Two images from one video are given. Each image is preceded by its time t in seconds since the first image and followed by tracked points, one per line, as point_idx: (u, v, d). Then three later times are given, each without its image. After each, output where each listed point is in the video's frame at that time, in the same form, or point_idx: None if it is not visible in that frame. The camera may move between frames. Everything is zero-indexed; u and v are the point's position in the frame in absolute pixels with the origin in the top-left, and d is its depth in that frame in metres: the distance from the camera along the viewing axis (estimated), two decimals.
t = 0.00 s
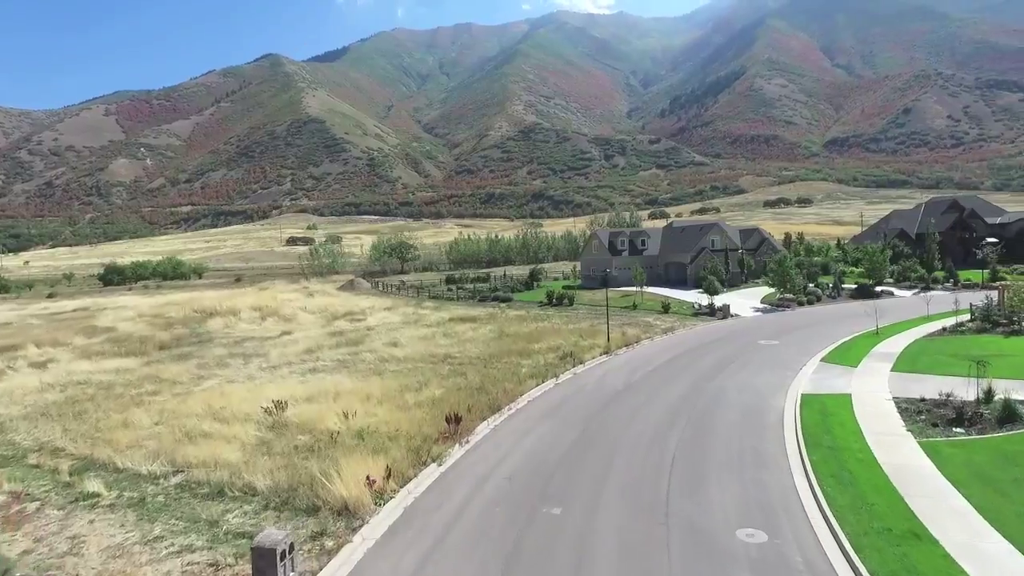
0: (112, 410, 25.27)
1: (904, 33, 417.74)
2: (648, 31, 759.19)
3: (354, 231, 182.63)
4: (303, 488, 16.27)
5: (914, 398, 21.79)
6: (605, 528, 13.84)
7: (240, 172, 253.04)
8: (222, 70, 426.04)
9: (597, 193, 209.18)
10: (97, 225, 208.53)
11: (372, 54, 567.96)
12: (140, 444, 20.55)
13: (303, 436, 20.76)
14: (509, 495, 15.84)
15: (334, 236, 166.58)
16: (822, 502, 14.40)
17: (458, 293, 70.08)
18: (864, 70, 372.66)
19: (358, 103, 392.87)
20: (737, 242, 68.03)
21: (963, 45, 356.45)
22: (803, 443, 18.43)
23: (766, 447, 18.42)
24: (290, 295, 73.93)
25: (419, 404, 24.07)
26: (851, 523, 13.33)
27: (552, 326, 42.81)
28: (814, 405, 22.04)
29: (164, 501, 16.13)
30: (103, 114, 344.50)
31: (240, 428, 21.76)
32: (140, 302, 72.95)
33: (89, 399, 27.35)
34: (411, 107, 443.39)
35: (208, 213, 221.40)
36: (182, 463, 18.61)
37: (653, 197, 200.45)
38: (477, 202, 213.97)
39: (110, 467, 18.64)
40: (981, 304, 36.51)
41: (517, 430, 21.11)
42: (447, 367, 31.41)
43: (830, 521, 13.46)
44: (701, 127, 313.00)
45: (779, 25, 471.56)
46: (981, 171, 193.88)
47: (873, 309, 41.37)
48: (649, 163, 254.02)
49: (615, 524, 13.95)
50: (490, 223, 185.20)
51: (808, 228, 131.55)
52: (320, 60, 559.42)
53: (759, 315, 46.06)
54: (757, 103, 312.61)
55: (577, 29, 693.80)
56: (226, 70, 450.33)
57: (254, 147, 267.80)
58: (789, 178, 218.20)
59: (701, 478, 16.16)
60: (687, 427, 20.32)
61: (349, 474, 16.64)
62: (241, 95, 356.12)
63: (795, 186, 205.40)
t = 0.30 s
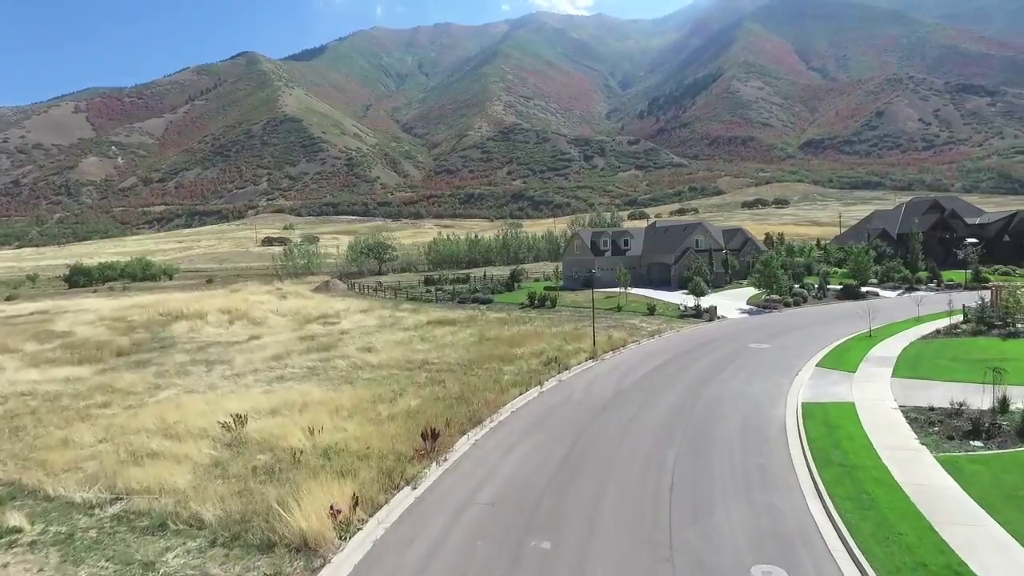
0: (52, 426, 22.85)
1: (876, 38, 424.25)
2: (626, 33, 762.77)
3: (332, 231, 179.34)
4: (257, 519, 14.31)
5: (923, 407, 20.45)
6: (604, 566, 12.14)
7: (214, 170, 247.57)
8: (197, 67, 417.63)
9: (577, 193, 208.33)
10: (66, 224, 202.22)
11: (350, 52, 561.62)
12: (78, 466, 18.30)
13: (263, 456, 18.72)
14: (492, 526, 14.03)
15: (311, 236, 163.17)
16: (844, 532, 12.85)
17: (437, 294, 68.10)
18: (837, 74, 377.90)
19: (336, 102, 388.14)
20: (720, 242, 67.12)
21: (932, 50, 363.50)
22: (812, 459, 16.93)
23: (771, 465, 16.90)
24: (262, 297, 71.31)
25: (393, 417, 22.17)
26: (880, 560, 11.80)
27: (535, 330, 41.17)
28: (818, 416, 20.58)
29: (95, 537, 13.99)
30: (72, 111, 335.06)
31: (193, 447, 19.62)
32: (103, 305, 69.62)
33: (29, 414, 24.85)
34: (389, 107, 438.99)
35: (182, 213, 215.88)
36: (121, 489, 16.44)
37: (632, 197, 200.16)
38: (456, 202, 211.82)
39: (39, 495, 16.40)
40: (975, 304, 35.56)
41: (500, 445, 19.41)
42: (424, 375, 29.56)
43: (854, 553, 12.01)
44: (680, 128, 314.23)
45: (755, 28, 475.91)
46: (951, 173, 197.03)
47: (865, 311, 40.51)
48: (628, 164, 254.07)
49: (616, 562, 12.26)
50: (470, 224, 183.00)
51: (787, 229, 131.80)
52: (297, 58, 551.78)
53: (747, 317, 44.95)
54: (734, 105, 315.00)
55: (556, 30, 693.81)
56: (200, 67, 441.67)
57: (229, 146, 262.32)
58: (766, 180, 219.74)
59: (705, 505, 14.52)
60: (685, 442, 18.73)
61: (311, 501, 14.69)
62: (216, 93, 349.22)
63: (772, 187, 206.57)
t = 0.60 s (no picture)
0: None
1: (846, 42, 430.70)
2: (602, 35, 765.20)
3: (307, 231, 175.66)
4: (199, 560, 12.31)
5: (933, 416, 19.13)
6: None
7: (185, 169, 241.50)
8: (168, 65, 408.16)
9: (555, 194, 207.13)
10: (30, 224, 195.27)
11: (326, 51, 554.30)
12: None
13: (213, 479, 16.66)
14: (472, 563, 12.21)
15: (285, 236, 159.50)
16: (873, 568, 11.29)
17: (414, 296, 66.07)
18: (810, 78, 383.03)
19: (311, 101, 382.19)
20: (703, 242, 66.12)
21: (901, 56, 370.40)
22: (822, 476, 15.47)
23: (779, 483, 15.36)
24: (231, 299, 68.47)
25: (362, 432, 20.24)
26: None
27: (517, 333, 39.46)
28: (821, 427, 19.18)
29: None
30: (36, 108, 324.67)
31: (133, 470, 17.38)
32: (61, 308, 66.08)
33: None
34: (366, 106, 433.65)
35: (152, 213, 210.01)
36: (43, 525, 14.18)
37: (610, 198, 199.65)
38: (433, 203, 209.37)
39: None
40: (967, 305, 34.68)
41: (480, 464, 17.62)
42: (399, 383, 27.60)
43: None
44: (657, 130, 315.39)
45: (729, 31, 480.13)
46: (920, 174, 200.26)
47: (855, 313, 39.61)
48: (606, 165, 253.86)
49: None
50: (448, 224, 180.70)
51: (763, 229, 132.02)
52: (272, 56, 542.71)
53: (734, 319, 43.81)
54: (710, 107, 317.24)
55: (534, 30, 692.96)
56: (172, 65, 432.03)
57: (201, 144, 256.17)
58: (741, 181, 221.13)
59: (713, 536, 12.86)
60: (683, 460, 17.13)
61: (262, 537, 12.65)
62: (188, 90, 341.13)
63: (748, 188, 207.75)
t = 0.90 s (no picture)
0: None
1: (815, 47, 437.18)
2: (577, 36, 766.97)
3: (279, 231, 171.45)
4: None
5: (941, 427, 17.90)
6: None
7: (152, 168, 234.38)
8: (134, 61, 397.28)
9: (530, 194, 205.66)
10: None
11: (299, 49, 545.37)
12: None
13: (149, 510, 14.48)
14: None
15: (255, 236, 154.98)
16: None
17: (388, 297, 63.80)
18: (780, 81, 388.18)
19: (283, 100, 375.24)
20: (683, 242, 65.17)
21: (868, 60, 377.58)
22: (834, 498, 14.05)
23: (790, 507, 13.90)
24: (194, 302, 65.31)
25: (325, 451, 18.18)
26: None
27: (495, 337, 37.80)
28: (826, 440, 17.78)
29: None
30: None
31: (56, 499, 15.13)
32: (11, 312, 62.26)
33: None
34: (339, 105, 427.20)
35: (118, 212, 203.38)
36: None
37: (585, 199, 198.75)
38: (408, 203, 206.47)
39: None
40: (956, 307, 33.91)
41: (456, 487, 15.80)
42: (368, 393, 25.55)
43: None
44: (631, 131, 316.22)
45: (702, 34, 484.19)
46: (888, 177, 203.65)
47: (842, 315, 38.66)
48: (581, 166, 253.40)
49: None
50: (422, 224, 177.93)
51: (737, 230, 132.22)
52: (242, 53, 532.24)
53: (719, 320, 42.54)
54: (683, 109, 319.28)
55: (509, 32, 691.41)
56: (138, 61, 420.39)
57: (169, 142, 249.09)
58: (715, 182, 222.44)
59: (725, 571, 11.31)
60: (682, 480, 15.56)
61: None
62: (155, 87, 332.02)
63: (721, 190, 208.71)
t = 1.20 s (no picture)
0: None
1: (781, 51, 444.49)
2: (548, 38, 767.36)
3: (244, 232, 166.28)
4: None
5: (948, 440, 16.66)
6: None
7: (112, 165, 225.93)
8: (93, 56, 384.02)
9: (502, 195, 203.68)
10: None
11: (266, 46, 534.34)
12: None
13: (61, 558, 12.27)
14: None
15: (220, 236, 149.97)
16: None
17: (356, 300, 61.32)
18: (748, 85, 393.35)
19: (250, 97, 366.67)
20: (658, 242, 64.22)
21: (832, 65, 384.61)
22: (853, 527, 12.54)
23: (803, 537, 12.34)
24: (149, 305, 61.88)
25: (277, 476, 16.10)
26: None
27: (468, 342, 35.91)
28: (828, 456, 16.35)
29: None
30: None
31: None
32: None
33: None
34: (308, 104, 419.59)
35: (77, 212, 195.64)
36: None
37: (557, 200, 197.50)
38: (378, 203, 202.98)
39: None
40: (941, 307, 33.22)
41: (425, 517, 13.93)
42: (330, 406, 23.38)
43: None
44: (602, 132, 316.75)
45: (671, 37, 488.50)
46: (852, 179, 207.05)
47: (826, 316, 37.79)
48: (553, 167, 252.71)
49: None
50: (393, 225, 174.81)
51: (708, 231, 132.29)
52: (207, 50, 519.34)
53: (699, 323, 41.37)
54: (654, 111, 321.03)
55: (480, 33, 688.95)
56: (98, 56, 406.46)
57: (130, 139, 240.78)
58: (685, 183, 223.52)
59: None
60: (681, 508, 13.90)
61: None
62: (115, 83, 321.14)
63: (691, 191, 209.84)
